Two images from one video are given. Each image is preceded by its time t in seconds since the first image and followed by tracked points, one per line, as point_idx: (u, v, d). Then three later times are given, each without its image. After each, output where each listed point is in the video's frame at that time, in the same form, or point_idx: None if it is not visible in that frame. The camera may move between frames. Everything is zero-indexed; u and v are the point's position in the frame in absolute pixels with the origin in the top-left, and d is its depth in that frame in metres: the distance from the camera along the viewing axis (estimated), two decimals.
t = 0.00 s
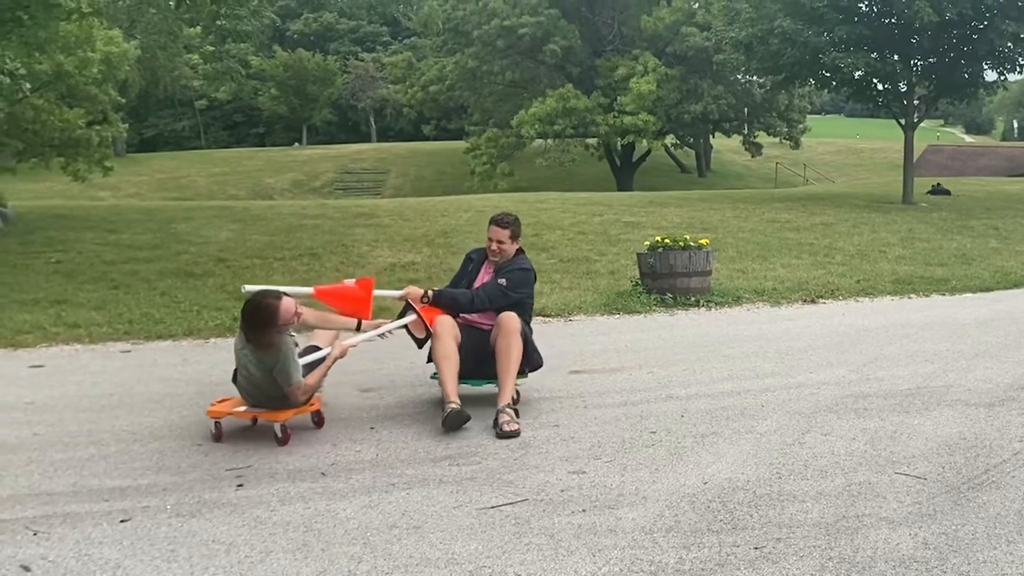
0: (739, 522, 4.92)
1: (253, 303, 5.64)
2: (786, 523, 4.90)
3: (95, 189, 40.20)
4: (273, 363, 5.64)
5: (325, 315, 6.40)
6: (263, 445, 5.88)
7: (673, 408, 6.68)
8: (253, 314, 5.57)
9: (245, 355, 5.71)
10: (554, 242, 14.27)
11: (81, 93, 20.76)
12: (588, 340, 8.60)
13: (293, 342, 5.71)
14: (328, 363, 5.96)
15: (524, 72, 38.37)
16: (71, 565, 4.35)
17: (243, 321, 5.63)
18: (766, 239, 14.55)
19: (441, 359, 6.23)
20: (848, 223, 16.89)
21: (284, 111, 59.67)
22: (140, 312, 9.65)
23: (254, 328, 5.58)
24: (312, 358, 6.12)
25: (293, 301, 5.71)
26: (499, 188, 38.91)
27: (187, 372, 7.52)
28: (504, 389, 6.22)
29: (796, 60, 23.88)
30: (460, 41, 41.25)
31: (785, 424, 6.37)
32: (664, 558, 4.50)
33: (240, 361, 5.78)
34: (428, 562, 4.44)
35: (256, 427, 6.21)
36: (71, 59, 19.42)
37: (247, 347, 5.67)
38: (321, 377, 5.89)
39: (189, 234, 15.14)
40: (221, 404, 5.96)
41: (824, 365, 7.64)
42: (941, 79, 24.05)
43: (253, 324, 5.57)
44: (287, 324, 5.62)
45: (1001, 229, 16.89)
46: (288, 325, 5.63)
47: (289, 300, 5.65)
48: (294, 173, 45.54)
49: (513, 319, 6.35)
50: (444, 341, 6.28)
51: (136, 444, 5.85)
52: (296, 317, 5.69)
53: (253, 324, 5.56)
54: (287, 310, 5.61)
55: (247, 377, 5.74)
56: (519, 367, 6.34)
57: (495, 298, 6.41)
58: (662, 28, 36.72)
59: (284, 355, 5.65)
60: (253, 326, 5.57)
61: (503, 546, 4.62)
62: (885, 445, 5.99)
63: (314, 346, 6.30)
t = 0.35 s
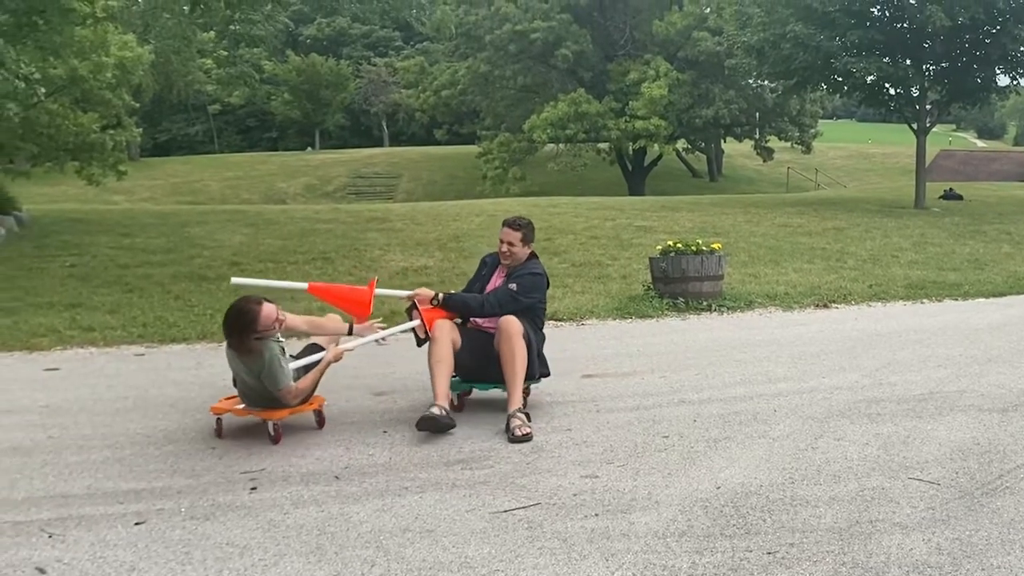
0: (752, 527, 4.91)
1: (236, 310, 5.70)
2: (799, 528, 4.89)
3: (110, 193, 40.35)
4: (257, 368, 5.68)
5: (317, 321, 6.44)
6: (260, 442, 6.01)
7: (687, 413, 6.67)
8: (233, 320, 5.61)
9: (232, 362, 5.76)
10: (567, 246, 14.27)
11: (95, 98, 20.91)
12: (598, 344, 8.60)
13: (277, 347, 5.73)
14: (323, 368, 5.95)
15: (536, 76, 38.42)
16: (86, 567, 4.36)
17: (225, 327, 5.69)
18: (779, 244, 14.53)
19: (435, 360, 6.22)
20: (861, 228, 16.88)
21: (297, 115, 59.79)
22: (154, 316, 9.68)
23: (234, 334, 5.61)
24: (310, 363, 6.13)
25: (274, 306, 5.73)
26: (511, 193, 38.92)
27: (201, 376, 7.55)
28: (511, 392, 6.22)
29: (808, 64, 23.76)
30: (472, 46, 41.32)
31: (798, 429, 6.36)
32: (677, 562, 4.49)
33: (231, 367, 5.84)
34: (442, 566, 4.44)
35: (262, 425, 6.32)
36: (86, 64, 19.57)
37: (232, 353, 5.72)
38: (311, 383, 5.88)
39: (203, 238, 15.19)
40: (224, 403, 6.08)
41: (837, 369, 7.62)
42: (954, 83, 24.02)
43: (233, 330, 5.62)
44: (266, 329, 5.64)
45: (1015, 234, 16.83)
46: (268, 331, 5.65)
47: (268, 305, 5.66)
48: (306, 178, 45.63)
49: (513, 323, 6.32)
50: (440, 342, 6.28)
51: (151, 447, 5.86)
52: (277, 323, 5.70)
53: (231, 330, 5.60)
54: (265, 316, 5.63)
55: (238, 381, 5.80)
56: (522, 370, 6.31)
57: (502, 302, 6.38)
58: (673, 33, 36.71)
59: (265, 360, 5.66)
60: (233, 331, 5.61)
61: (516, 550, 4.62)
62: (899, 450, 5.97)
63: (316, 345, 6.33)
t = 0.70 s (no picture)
0: (768, 535, 4.90)
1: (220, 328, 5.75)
2: (815, 537, 4.87)
3: (126, 199, 40.50)
4: (247, 382, 5.79)
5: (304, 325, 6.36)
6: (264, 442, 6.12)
7: (703, 421, 6.66)
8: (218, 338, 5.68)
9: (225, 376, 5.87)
10: (581, 253, 14.27)
11: (113, 105, 21.02)
12: (609, 350, 8.60)
13: (265, 362, 5.80)
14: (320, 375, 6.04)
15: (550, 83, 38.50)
16: (105, 571, 4.38)
17: (211, 344, 5.76)
18: (794, 251, 14.51)
19: (428, 368, 6.25)
20: (875, 235, 16.84)
21: (313, 122, 59.87)
22: (171, 321, 9.71)
23: (220, 351, 5.69)
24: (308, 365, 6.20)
25: (257, 323, 5.77)
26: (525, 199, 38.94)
27: (217, 381, 7.57)
28: (522, 402, 6.22)
29: (822, 71, 23.71)
30: (486, 53, 41.38)
31: (813, 438, 6.34)
32: (692, 570, 4.49)
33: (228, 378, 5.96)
34: (458, 573, 4.44)
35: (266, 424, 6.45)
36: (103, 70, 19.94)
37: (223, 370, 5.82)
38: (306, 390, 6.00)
39: (220, 244, 15.23)
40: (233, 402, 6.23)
41: (852, 378, 7.59)
42: (968, 91, 23.98)
43: (219, 348, 5.69)
44: (251, 348, 5.70)
45: None
46: (253, 349, 5.71)
47: (250, 324, 5.70)
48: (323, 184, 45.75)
49: (511, 331, 6.33)
50: (438, 348, 6.30)
51: (168, 452, 5.89)
52: (261, 342, 5.75)
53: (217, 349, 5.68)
54: (245, 338, 5.67)
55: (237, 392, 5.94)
56: (523, 375, 6.29)
57: (508, 309, 6.36)
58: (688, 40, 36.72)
59: (253, 376, 5.76)
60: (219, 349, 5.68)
61: (532, 557, 4.62)
62: (914, 459, 5.95)
63: (318, 348, 6.39)
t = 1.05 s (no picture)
0: (782, 543, 4.89)
1: (210, 344, 5.82)
2: (829, 545, 4.86)
3: (141, 205, 40.67)
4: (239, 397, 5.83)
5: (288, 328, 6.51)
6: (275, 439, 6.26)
7: (716, 428, 6.66)
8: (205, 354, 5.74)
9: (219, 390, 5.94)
10: (595, 260, 14.27)
11: (129, 111, 21.19)
12: (621, 358, 8.60)
13: (255, 374, 5.85)
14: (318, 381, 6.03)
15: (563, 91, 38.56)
16: None
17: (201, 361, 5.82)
18: (807, 259, 14.49)
19: (426, 372, 6.35)
20: (889, 243, 16.80)
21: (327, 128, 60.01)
22: (187, 327, 9.75)
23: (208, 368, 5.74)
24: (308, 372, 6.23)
25: (244, 337, 5.82)
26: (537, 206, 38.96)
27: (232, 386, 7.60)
28: (528, 407, 6.22)
29: (836, 79, 23.69)
30: (499, 60, 41.45)
31: (827, 446, 6.34)
32: None
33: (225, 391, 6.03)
34: None
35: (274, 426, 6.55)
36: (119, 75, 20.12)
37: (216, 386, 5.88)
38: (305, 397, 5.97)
39: (235, 250, 15.27)
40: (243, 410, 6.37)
41: (866, 386, 7.57)
42: (982, 99, 23.93)
43: (208, 364, 5.74)
44: (239, 362, 5.75)
45: None
46: (241, 363, 5.75)
47: (237, 340, 5.74)
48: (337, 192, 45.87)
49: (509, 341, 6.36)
50: (437, 353, 6.39)
51: (184, 456, 5.91)
52: (247, 358, 5.78)
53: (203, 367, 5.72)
54: (229, 356, 5.70)
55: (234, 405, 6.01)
56: (523, 381, 6.31)
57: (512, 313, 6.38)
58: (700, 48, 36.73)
59: (244, 389, 5.81)
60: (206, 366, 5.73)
61: (547, 563, 4.62)
62: (929, 467, 5.94)
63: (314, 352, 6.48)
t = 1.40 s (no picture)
0: (796, 553, 4.87)
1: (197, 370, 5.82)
2: (843, 556, 4.84)
3: (157, 213, 40.82)
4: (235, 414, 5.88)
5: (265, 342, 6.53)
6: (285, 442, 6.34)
7: (729, 438, 6.65)
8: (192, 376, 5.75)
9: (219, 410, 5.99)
10: (608, 269, 14.26)
11: (145, 119, 21.31)
12: (633, 367, 8.59)
13: (249, 387, 5.89)
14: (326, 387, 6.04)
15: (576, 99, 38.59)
16: None
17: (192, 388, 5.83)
18: (820, 268, 14.48)
19: (430, 383, 6.42)
20: (902, 253, 16.76)
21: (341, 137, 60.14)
22: (202, 333, 9.77)
23: (198, 389, 5.73)
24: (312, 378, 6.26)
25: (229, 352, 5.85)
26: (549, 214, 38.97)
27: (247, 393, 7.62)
28: (532, 415, 6.20)
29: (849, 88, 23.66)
30: (513, 68, 41.47)
31: (841, 456, 6.32)
32: None
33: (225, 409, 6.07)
34: None
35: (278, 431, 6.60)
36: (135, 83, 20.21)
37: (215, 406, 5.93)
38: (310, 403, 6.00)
39: (249, 257, 15.31)
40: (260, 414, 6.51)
41: (880, 397, 7.55)
42: (996, 109, 23.89)
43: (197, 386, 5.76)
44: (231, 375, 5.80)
45: None
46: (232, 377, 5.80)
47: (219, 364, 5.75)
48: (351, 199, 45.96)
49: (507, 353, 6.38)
50: (440, 361, 6.43)
51: (198, 463, 5.92)
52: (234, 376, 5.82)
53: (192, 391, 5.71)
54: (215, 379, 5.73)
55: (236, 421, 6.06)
56: (523, 389, 6.30)
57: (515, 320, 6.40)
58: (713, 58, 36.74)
59: (243, 404, 5.84)
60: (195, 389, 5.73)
61: (560, 572, 4.61)
62: (944, 478, 5.91)
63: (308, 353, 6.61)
